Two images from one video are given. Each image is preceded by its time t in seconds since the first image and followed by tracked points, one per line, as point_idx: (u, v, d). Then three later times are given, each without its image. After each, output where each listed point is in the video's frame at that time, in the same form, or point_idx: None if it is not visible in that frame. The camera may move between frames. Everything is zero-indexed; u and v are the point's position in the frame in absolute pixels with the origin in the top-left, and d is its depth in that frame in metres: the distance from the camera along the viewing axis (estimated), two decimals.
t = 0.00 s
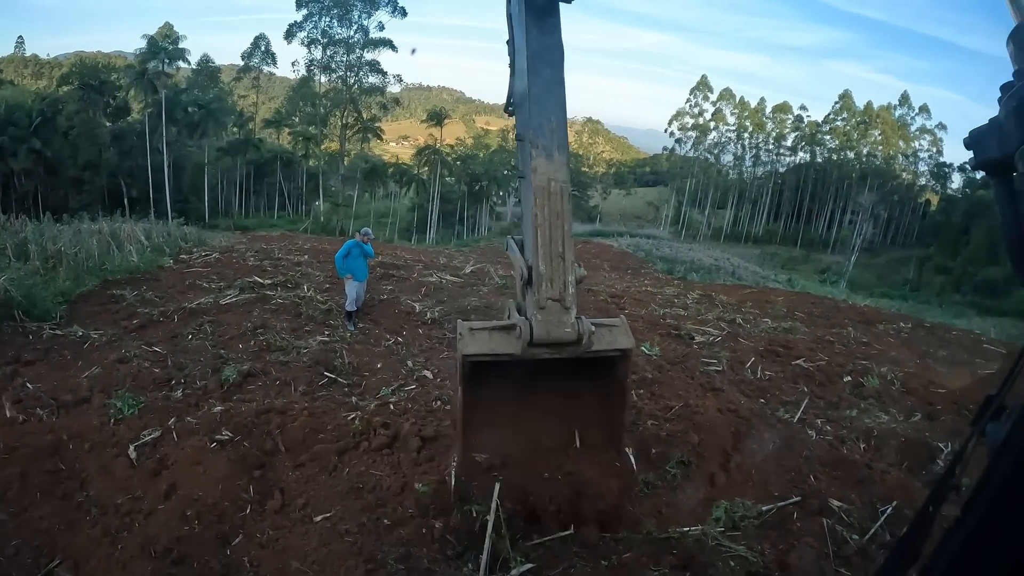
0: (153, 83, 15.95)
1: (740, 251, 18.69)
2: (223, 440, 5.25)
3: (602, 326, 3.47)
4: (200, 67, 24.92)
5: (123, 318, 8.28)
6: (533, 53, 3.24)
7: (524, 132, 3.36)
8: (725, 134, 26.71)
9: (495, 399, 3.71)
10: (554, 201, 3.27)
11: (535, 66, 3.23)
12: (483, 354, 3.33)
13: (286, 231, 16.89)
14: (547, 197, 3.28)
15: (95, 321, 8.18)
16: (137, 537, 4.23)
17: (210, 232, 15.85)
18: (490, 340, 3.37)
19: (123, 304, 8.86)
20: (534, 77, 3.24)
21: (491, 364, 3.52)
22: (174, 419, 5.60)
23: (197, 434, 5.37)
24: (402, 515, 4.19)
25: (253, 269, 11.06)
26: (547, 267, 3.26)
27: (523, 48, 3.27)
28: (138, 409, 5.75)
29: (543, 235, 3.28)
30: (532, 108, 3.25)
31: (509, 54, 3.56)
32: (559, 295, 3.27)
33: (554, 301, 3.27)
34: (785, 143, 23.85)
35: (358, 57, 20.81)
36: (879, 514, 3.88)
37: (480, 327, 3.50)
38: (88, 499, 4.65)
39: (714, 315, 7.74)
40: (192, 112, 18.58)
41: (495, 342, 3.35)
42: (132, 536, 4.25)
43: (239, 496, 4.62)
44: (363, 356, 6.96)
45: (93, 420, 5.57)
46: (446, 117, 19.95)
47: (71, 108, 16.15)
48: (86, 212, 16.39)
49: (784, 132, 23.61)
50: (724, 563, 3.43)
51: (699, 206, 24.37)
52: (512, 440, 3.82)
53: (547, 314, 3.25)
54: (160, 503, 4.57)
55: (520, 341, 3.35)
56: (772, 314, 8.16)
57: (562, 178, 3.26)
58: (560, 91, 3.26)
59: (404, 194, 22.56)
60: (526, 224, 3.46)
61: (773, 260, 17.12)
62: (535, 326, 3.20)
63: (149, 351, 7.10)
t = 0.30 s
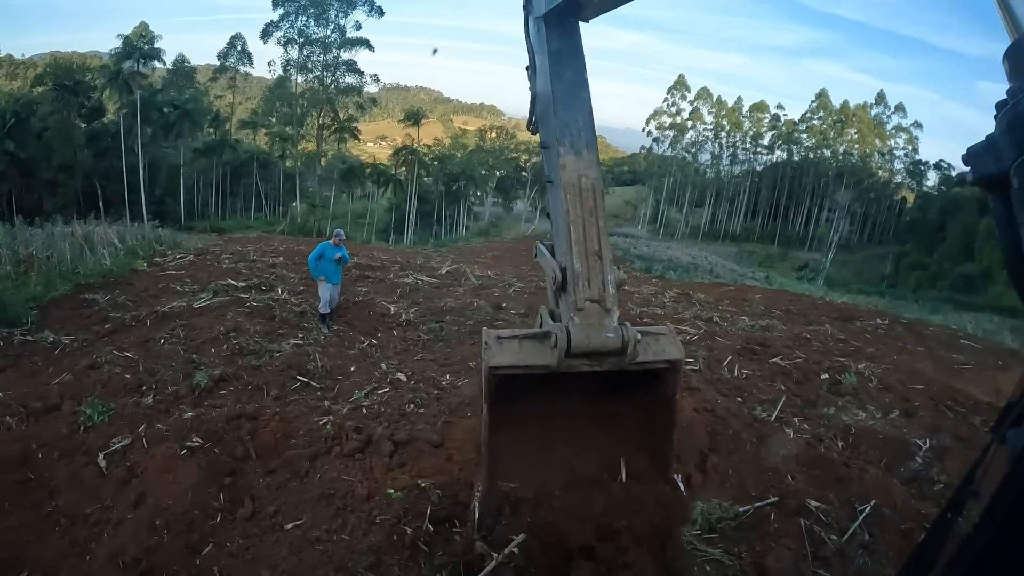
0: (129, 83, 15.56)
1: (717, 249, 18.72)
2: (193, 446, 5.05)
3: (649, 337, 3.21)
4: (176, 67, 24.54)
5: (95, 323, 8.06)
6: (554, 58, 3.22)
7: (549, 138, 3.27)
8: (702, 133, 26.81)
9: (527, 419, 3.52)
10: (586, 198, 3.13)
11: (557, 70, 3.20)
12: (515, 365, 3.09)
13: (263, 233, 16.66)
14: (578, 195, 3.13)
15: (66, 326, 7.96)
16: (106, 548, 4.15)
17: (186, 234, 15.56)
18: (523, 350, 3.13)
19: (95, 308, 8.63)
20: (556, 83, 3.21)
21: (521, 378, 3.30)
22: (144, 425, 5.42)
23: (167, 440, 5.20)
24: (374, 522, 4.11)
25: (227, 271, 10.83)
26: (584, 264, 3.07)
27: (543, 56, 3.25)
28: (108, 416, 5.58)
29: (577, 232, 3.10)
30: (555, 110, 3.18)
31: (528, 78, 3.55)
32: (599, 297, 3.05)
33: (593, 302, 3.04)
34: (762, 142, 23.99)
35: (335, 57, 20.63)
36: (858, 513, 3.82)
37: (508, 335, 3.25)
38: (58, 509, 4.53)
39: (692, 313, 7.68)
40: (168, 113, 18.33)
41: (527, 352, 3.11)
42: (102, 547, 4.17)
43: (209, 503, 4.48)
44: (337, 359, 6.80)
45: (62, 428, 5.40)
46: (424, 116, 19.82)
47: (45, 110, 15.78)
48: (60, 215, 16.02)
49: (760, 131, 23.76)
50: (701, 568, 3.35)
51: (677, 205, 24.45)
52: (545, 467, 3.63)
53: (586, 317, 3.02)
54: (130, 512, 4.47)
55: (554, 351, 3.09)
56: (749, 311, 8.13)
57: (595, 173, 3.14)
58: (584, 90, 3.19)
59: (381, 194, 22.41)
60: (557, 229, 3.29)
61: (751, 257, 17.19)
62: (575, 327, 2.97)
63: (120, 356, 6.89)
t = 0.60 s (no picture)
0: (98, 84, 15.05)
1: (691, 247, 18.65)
2: (153, 455, 4.84)
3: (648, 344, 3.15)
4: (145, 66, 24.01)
5: (57, 330, 7.75)
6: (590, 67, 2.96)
7: (579, 154, 3.07)
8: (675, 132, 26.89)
9: (537, 419, 3.59)
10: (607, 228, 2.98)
11: (588, 82, 2.94)
12: (535, 371, 3.06)
13: (235, 235, 16.35)
14: (600, 223, 3.00)
15: (28, 333, 7.66)
16: (63, 563, 3.96)
17: (156, 237, 15.18)
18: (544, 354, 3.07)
19: (58, 314, 8.31)
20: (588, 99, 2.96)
21: (536, 376, 3.30)
22: (105, 435, 5.18)
23: (127, 450, 4.96)
24: (333, 531, 3.94)
25: (193, 274, 10.51)
26: (601, 291, 2.97)
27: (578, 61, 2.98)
28: (69, 425, 5.33)
29: (598, 262, 2.99)
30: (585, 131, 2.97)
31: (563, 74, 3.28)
32: (612, 322, 2.96)
33: (606, 327, 2.96)
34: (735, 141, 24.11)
35: (306, 56, 20.30)
36: (830, 515, 3.72)
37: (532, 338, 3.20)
38: (14, 522, 4.31)
39: (664, 312, 7.58)
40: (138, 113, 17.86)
41: (547, 359, 3.06)
42: (58, 562, 3.98)
43: (168, 515, 4.29)
44: (302, 362, 6.58)
45: (19, 440, 5.15)
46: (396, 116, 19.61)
47: (13, 111, 15.32)
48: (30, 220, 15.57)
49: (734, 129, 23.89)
50: None
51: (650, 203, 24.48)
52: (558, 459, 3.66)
53: (598, 337, 2.95)
54: (88, 525, 4.26)
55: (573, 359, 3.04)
56: (722, 310, 8.07)
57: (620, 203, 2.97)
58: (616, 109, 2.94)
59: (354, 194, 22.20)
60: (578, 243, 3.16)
61: (724, 254, 17.21)
62: (585, 350, 2.92)
63: (82, 363, 6.62)
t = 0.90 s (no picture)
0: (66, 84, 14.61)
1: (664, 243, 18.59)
2: (113, 465, 4.63)
3: (654, 329, 3.46)
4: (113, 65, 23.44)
5: (18, 337, 7.46)
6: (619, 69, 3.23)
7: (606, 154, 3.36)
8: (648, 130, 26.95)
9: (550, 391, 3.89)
10: (624, 235, 3.30)
11: (617, 86, 3.22)
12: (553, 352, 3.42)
13: (205, 237, 16.02)
14: (619, 231, 3.31)
15: None
16: None
17: (126, 240, 14.80)
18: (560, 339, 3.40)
19: (20, 321, 8.02)
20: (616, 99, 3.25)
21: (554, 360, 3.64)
22: (65, 444, 4.95)
23: (86, 459, 4.74)
24: (292, 541, 3.76)
25: (160, 277, 10.24)
26: (614, 291, 3.31)
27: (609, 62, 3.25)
28: (28, 434, 5.11)
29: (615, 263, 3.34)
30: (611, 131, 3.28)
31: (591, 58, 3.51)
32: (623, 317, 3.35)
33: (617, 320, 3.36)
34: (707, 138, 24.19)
35: (277, 55, 19.92)
36: (800, 516, 3.62)
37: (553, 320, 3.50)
38: None
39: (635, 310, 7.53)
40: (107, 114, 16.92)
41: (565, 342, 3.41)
42: None
43: (127, 527, 4.07)
44: (267, 366, 6.39)
45: None
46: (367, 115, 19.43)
47: None
48: None
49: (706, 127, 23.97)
50: None
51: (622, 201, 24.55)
52: (573, 416, 3.98)
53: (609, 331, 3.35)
54: (45, 537, 4.03)
55: (586, 344, 3.40)
56: (694, 307, 8.04)
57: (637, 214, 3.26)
58: (641, 116, 3.23)
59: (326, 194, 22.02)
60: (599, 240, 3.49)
61: (697, 252, 17.27)
62: (598, 341, 3.33)
63: (43, 370, 6.36)
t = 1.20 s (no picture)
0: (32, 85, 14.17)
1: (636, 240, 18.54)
2: (73, 474, 4.44)
3: (656, 329, 3.78)
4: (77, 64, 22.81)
5: None
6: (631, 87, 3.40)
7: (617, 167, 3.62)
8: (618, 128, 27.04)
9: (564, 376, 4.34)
10: (630, 252, 3.61)
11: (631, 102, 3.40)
12: (563, 349, 3.79)
13: (174, 238, 15.69)
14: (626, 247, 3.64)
15: None
16: None
17: (93, 242, 14.39)
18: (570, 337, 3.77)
19: None
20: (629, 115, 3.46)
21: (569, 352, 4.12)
22: (22, 454, 4.74)
23: (45, 469, 4.54)
24: (252, 550, 3.64)
25: (124, 281, 9.97)
26: (620, 299, 3.65)
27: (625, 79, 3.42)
28: None
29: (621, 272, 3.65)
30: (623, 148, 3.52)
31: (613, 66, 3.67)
32: (626, 321, 3.68)
33: (621, 324, 3.70)
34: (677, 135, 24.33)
35: (245, 54, 19.62)
36: (768, 514, 3.59)
37: (565, 317, 3.85)
38: None
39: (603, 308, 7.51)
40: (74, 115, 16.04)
41: (574, 340, 3.77)
42: None
43: (87, 538, 3.90)
44: (231, 371, 6.23)
45: None
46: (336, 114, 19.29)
47: None
48: None
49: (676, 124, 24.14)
50: None
51: (592, 198, 24.55)
52: (584, 396, 4.40)
53: (614, 333, 3.69)
54: None
55: (593, 343, 3.77)
56: (664, 304, 8.06)
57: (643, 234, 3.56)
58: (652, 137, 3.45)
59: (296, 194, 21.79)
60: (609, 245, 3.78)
61: (669, 248, 17.34)
62: (603, 342, 3.68)
63: None
